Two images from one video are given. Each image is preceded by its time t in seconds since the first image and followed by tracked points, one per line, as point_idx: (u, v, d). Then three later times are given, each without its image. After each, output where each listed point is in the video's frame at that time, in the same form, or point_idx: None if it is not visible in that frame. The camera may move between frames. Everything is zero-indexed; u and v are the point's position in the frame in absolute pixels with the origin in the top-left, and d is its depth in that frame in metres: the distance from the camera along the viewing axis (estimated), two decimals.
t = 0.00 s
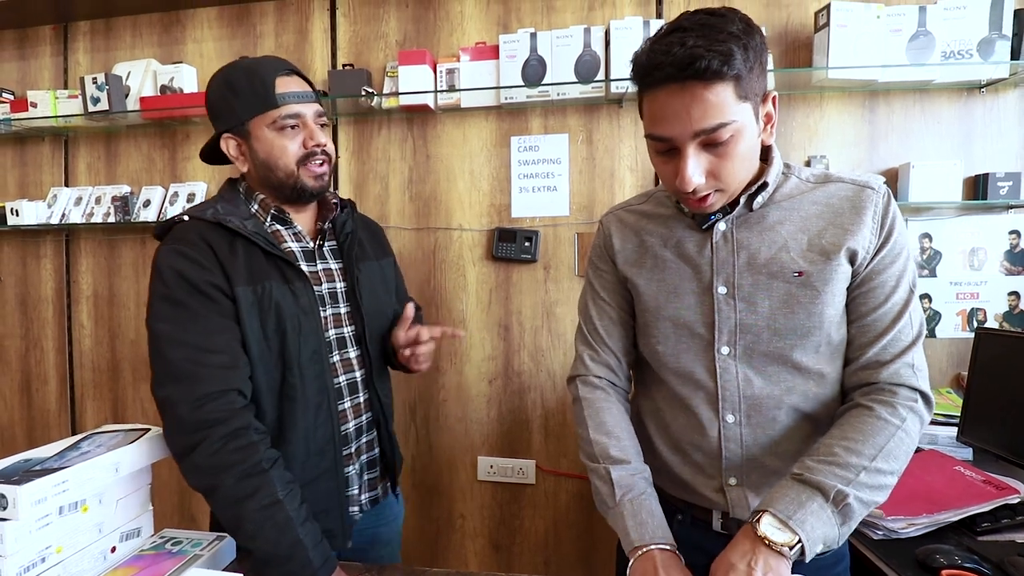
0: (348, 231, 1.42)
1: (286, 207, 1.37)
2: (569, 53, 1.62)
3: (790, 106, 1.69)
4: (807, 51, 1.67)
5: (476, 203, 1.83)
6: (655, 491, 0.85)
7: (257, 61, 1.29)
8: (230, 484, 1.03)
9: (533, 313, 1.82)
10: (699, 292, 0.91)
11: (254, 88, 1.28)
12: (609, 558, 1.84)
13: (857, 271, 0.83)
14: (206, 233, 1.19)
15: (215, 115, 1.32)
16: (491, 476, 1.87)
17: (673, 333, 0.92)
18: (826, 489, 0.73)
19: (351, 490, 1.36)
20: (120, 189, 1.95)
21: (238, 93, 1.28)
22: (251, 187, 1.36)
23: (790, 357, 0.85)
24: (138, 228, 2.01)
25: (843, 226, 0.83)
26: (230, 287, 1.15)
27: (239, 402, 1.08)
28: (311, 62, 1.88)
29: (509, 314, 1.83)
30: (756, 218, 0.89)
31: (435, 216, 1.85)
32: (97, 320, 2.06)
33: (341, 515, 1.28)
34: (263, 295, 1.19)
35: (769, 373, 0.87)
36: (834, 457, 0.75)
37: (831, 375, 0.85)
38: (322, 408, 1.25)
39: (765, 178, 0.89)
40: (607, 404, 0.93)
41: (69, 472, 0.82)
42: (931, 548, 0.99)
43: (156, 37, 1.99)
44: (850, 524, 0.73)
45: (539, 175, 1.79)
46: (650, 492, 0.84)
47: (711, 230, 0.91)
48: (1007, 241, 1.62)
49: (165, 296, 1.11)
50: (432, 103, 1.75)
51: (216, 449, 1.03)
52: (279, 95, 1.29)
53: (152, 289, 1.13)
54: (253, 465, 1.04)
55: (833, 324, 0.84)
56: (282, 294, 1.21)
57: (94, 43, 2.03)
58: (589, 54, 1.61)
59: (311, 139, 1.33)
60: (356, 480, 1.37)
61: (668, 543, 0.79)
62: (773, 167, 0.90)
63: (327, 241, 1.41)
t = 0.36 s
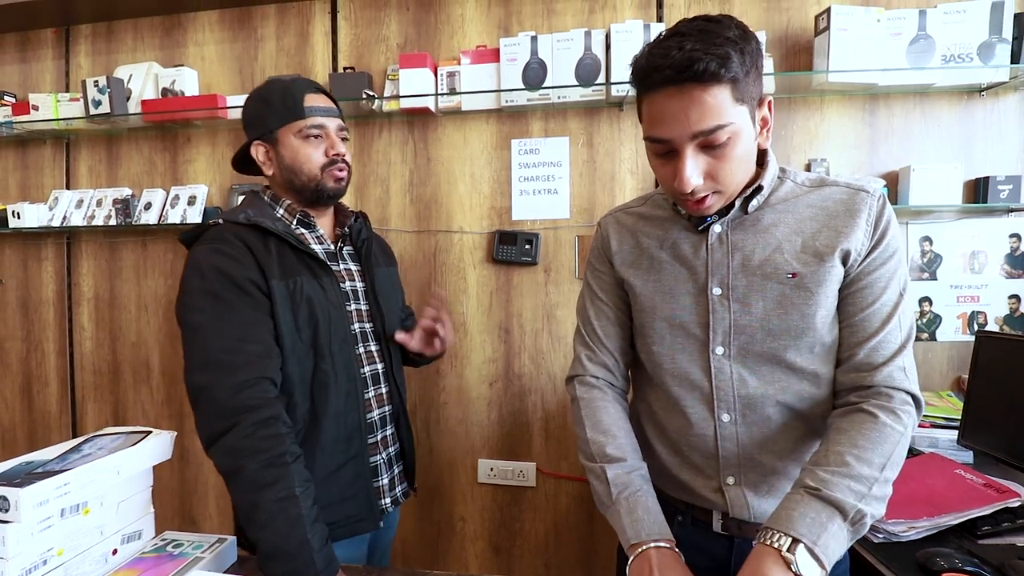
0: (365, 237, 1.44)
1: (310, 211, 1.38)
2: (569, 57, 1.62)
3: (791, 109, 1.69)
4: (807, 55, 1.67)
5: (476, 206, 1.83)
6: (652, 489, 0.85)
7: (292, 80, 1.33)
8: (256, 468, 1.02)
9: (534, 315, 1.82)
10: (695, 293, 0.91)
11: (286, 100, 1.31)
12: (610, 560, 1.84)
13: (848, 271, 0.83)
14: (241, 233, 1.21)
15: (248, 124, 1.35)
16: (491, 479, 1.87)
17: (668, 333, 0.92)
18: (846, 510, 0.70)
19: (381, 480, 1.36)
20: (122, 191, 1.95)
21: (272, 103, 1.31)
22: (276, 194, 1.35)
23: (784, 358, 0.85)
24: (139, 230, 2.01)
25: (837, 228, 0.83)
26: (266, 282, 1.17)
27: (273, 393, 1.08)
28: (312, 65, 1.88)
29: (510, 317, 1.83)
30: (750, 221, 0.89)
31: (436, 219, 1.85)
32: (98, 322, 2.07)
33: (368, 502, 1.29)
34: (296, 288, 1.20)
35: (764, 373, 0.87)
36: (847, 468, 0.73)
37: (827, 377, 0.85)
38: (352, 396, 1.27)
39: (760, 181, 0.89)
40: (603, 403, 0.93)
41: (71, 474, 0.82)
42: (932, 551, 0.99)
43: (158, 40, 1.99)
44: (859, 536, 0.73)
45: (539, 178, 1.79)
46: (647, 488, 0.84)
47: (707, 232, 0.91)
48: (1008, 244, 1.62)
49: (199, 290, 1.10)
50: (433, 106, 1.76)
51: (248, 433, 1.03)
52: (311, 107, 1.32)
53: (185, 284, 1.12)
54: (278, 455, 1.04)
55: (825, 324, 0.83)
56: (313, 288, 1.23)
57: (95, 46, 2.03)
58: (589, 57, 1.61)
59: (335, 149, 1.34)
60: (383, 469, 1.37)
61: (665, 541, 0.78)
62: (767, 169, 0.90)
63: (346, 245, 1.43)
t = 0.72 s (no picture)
0: (372, 237, 1.44)
1: (317, 212, 1.38)
2: (570, 55, 1.62)
3: (793, 107, 1.68)
4: (809, 53, 1.66)
5: (477, 205, 1.83)
6: (635, 483, 0.85)
7: (308, 83, 1.33)
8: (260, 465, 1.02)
9: (535, 314, 1.82)
10: (695, 295, 0.91)
11: (299, 101, 1.31)
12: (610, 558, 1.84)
13: (853, 270, 0.82)
14: (250, 235, 1.21)
15: (261, 124, 1.35)
16: (492, 478, 1.87)
17: (669, 336, 0.92)
18: (852, 512, 0.70)
19: (390, 476, 1.38)
20: (123, 191, 1.96)
21: (285, 105, 1.31)
22: (285, 196, 1.36)
23: (787, 360, 0.85)
24: (140, 230, 2.01)
25: (841, 227, 0.83)
26: (274, 282, 1.17)
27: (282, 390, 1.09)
28: (313, 64, 1.88)
29: (511, 316, 1.83)
30: (753, 221, 0.89)
31: (437, 218, 1.85)
32: (100, 321, 2.07)
33: (377, 497, 1.30)
34: (302, 287, 1.20)
35: (765, 375, 0.87)
36: (852, 469, 0.72)
37: (830, 378, 0.85)
38: (359, 394, 1.27)
39: (762, 181, 0.89)
40: (595, 403, 0.93)
41: (73, 472, 0.82)
42: (933, 550, 0.99)
43: (158, 40, 1.99)
44: (865, 538, 0.73)
45: (540, 176, 1.79)
46: (629, 484, 0.84)
47: (707, 233, 0.91)
48: (1010, 242, 1.61)
49: (211, 290, 1.11)
50: (434, 105, 1.76)
51: (255, 429, 1.03)
52: (322, 109, 1.32)
53: (196, 284, 1.13)
54: (285, 452, 1.04)
55: (827, 325, 0.83)
56: (320, 288, 1.23)
57: (96, 46, 2.03)
58: (590, 55, 1.61)
59: (345, 152, 1.34)
60: (392, 466, 1.38)
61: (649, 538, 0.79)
62: (771, 167, 0.90)
63: (353, 245, 1.43)
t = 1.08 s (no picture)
0: (377, 238, 1.43)
1: (323, 212, 1.38)
2: (570, 53, 1.62)
3: (793, 105, 1.68)
4: (810, 51, 1.66)
5: (477, 204, 1.83)
6: (635, 481, 0.85)
7: (305, 81, 1.33)
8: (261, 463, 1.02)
9: (535, 312, 1.82)
10: (700, 294, 0.90)
11: (296, 103, 1.30)
12: (610, 556, 1.84)
13: (854, 268, 0.82)
14: (253, 232, 1.22)
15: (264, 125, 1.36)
16: (493, 476, 1.87)
17: (673, 334, 0.92)
18: (848, 506, 0.70)
19: (384, 481, 1.36)
20: (123, 189, 1.96)
21: (284, 106, 1.31)
22: (291, 194, 1.36)
23: (789, 359, 0.85)
24: (140, 228, 2.01)
25: (844, 226, 0.83)
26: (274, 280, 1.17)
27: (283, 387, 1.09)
28: (312, 62, 1.88)
29: (511, 314, 1.83)
30: (758, 220, 0.88)
31: (437, 216, 1.85)
32: (100, 319, 2.07)
33: (370, 501, 1.29)
34: (303, 286, 1.20)
35: (768, 374, 0.87)
36: (849, 464, 0.72)
37: (832, 378, 0.85)
38: (356, 396, 1.27)
39: (769, 180, 0.88)
40: (596, 402, 0.94)
41: (74, 470, 0.82)
42: (933, 547, 0.99)
43: (158, 38, 1.99)
44: (861, 533, 0.72)
45: (540, 175, 1.79)
46: (629, 479, 0.84)
47: (712, 232, 0.91)
48: (1010, 241, 1.61)
49: (213, 287, 1.12)
50: (434, 103, 1.75)
51: (256, 427, 1.03)
52: (320, 109, 1.31)
53: (199, 282, 1.14)
54: (285, 450, 1.04)
55: (828, 323, 0.83)
56: (321, 288, 1.23)
57: (96, 44, 2.03)
58: (590, 53, 1.61)
59: (344, 151, 1.33)
60: (387, 470, 1.37)
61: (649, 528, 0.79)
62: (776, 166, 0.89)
63: (359, 245, 1.42)
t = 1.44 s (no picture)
0: (386, 241, 1.43)
1: (335, 210, 1.38)
2: (570, 53, 1.62)
3: (792, 106, 1.68)
4: (809, 51, 1.66)
5: (477, 203, 1.83)
6: (646, 465, 0.86)
7: (315, 80, 1.32)
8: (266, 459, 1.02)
9: (534, 312, 1.82)
10: (698, 289, 0.91)
11: (307, 102, 1.30)
12: (610, 556, 1.85)
13: (851, 271, 0.83)
14: (266, 224, 1.22)
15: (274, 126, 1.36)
16: (492, 475, 1.87)
17: (672, 328, 0.92)
18: (844, 506, 0.70)
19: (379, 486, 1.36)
20: (122, 188, 1.95)
21: (295, 106, 1.31)
22: (304, 191, 1.37)
23: (783, 354, 0.85)
24: (139, 226, 2.01)
25: (842, 227, 0.83)
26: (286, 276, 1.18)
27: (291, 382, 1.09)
28: (312, 61, 1.88)
29: (510, 314, 1.83)
30: (756, 220, 0.89)
31: (436, 215, 1.85)
32: (99, 318, 2.07)
33: (371, 500, 1.29)
34: (313, 283, 1.21)
35: (763, 369, 0.87)
36: (845, 465, 0.73)
37: (827, 376, 0.85)
38: (362, 395, 1.27)
39: (768, 181, 0.88)
40: (603, 391, 0.95)
41: (73, 469, 0.82)
42: (931, 547, 0.99)
43: (158, 37, 1.99)
44: (857, 533, 0.73)
45: (540, 174, 1.79)
46: (641, 464, 0.85)
47: (712, 228, 0.91)
48: (1009, 241, 1.62)
49: (224, 277, 1.11)
50: (434, 103, 1.76)
51: (264, 423, 1.03)
52: (332, 107, 1.30)
53: (209, 268, 1.14)
54: (290, 449, 1.04)
55: (825, 322, 0.83)
56: (331, 286, 1.24)
57: (95, 43, 2.03)
58: (590, 53, 1.61)
59: (355, 149, 1.32)
60: (383, 475, 1.37)
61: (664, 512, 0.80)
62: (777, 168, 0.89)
63: (367, 248, 1.42)
